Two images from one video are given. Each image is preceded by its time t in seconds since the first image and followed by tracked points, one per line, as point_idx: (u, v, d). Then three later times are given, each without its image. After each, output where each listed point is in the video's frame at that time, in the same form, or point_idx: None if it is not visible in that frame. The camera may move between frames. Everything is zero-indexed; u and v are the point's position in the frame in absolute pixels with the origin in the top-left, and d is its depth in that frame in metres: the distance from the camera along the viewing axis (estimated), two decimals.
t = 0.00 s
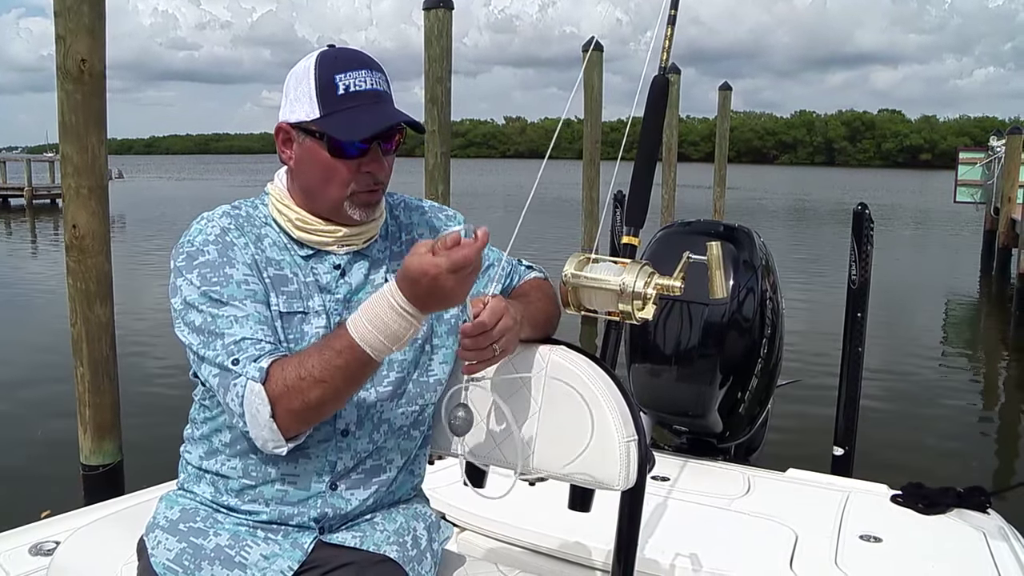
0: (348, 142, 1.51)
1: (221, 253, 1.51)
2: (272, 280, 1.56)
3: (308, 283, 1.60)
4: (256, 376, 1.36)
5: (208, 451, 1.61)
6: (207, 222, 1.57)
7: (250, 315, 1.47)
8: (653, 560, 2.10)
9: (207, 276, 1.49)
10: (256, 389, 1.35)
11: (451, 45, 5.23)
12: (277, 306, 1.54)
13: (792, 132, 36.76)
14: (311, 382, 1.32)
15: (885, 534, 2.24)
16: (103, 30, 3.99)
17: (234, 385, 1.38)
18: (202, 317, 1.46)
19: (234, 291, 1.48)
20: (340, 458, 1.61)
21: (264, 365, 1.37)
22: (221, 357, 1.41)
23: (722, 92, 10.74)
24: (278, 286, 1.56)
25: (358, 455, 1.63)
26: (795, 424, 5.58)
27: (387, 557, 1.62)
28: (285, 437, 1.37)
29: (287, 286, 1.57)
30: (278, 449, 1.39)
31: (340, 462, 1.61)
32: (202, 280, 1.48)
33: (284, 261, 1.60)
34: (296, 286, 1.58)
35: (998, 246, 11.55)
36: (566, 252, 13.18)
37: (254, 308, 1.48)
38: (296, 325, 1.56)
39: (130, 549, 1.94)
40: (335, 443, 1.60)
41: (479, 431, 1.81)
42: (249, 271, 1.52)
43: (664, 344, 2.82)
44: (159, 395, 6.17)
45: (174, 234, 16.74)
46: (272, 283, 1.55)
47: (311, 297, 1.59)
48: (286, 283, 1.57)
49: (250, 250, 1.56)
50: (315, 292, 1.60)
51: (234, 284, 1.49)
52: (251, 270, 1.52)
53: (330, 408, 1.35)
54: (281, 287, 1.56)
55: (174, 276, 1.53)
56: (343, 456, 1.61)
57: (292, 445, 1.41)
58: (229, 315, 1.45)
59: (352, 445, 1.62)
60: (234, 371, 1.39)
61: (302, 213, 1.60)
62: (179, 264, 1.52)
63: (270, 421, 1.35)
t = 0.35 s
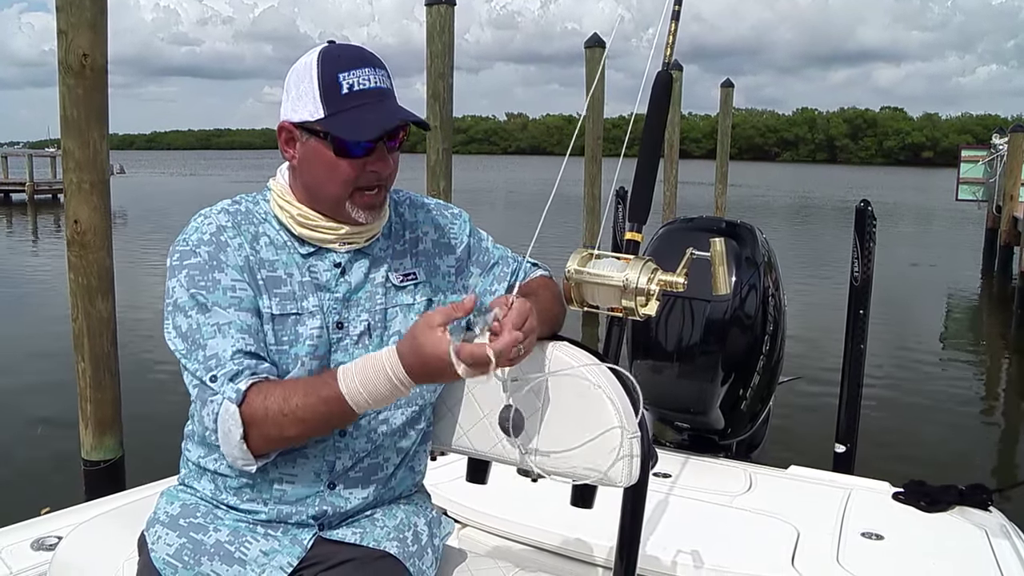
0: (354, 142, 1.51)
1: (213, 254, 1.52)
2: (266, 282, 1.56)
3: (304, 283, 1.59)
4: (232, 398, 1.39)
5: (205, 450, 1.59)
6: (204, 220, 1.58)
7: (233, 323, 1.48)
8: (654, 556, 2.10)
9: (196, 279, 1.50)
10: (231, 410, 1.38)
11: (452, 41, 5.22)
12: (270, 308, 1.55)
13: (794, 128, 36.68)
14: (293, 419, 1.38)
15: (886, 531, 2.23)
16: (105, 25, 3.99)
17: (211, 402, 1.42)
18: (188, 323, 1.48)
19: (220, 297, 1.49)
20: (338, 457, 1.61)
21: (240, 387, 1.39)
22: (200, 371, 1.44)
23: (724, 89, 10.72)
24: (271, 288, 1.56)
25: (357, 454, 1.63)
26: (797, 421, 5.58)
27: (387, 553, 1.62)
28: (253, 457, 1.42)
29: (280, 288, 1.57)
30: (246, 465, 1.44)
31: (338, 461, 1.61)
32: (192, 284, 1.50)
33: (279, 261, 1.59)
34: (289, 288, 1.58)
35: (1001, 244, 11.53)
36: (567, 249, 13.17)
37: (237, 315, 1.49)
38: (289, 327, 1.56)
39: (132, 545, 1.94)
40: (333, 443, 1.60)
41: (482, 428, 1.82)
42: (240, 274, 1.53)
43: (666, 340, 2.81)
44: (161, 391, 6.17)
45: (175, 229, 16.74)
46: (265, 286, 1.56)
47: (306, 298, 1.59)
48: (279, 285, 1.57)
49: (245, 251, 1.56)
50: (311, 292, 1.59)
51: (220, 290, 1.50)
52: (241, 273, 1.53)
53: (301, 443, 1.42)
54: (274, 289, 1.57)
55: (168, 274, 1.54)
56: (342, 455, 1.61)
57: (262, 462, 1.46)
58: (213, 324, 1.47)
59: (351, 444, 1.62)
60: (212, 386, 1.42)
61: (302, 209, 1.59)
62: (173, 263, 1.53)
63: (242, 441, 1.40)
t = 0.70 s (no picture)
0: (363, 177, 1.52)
1: (211, 261, 1.53)
2: (264, 289, 1.57)
3: (303, 289, 1.60)
4: (245, 408, 1.43)
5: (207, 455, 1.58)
6: (201, 226, 1.58)
7: (233, 333, 1.50)
8: (655, 559, 2.10)
9: (194, 287, 1.51)
10: (243, 420, 1.43)
11: (454, 41, 5.21)
12: (268, 316, 1.56)
13: (795, 130, 36.67)
14: (307, 428, 1.44)
15: (887, 534, 2.23)
16: (107, 26, 3.99)
17: (218, 411, 1.45)
18: (188, 331, 1.50)
19: (218, 306, 1.51)
20: (339, 462, 1.60)
21: (254, 399, 1.44)
22: (203, 380, 1.47)
23: (726, 91, 10.71)
24: (269, 295, 1.57)
25: (358, 459, 1.63)
26: (798, 423, 5.58)
27: (390, 555, 1.62)
28: (254, 469, 1.46)
29: (278, 295, 1.58)
30: (245, 476, 1.47)
31: (340, 467, 1.60)
32: (191, 292, 1.51)
33: (277, 267, 1.59)
34: (288, 294, 1.59)
35: (1002, 246, 11.52)
36: (568, 250, 13.17)
37: (235, 325, 1.51)
38: (288, 334, 1.57)
39: (134, 546, 1.94)
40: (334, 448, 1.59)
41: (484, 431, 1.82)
42: (238, 283, 1.54)
43: (667, 342, 2.81)
44: (161, 391, 6.17)
45: (176, 229, 16.73)
46: (263, 293, 1.57)
47: (304, 304, 1.59)
48: (277, 292, 1.58)
49: (243, 257, 1.57)
50: (310, 298, 1.60)
51: (219, 299, 1.51)
52: (239, 282, 1.54)
53: (306, 458, 1.46)
54: (273, 296, 1.58)
55: (167, 280, 1.55)
56: (344, 461, 1.60)
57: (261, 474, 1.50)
58: (213, 332, 1.49)
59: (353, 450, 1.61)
60: (222, 397, 1.45)
61: (301, 218, 1.59)
62: (170, 270, 1.54)
63: (249, 449, 1.44)
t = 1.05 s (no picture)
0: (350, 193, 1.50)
1: (196, 271, 1.53)
2: (251, 298, 1.57)
3: (292, 297, 1.60)
4: (219, 424, 1.43)
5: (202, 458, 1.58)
6: (189, 233, 1.58)
7: (213, 346, 1.50)
8: (654, 559, 2.10)
9: (176, 298, 1.51)
10: (217, 436, 1.42)
11: (452, 41, 5.21)
12: (256, 325, 1.56)
13: (794, 130, 36.67)
14: (277, 443, 1.42)
15: (885, 534, 2.24)
16: (105, 25, 3.99)
17: (194, 427, 1.45)
18: (169, 343, 1.50)
19: (200, 318, 1.50)
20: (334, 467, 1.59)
21: (228, 415, 1.44)
22: (181, 393, 1.47)
23: (724, 91, 10.72)
24: (256, 304, 1.57)
25: (353, 463, 1.62)
26: (795, 424, 5.58)
27: (389, 555, 1.61)
28: (229, 483, 1.45)
29: (265, 304, 1.58)
30: (221, 489, 1.46)
31: (336, 470, 1.60)
32: (175, 302, 1.51)
33: (265, 275, 1.59)
34: (275, 303, 1.59)
35: (999, 247, 11.54)
36: (566, 251, 13.17)
37: (216, 338, 1.51)
38: (275, 343, 1.57)
39: (132, 546, 1.93)
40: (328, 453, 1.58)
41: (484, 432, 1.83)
42: (222, 293, 1.54)
43: (665, 343, 2.82)
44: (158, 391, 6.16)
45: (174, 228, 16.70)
46: (250, 302, 1.57)
47: (292, 313, 1.59)
48: (264, 301, 1.58)
49: (230, 266, 1.56)
50: (299, 306, 1.60)
51: (201, 310, 1.51)
52: (222, 292, 1.54)
53: (279, 472, 1.45)
54: (260, 304, 1.58)
55: (153, 288, 1.55)
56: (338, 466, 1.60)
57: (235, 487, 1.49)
58: (193, 346, 1.49)
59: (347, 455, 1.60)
60: (195, 411, 1.45)
61: (290, 227, 1.58)
62: (157, 278, 1.54)
63: (221, 466, 1.43)
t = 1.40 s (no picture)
0: (331, 207, 1.50)
1: (176, 282, 1.54)
2: (235, 305, 1.58)
3: (279, 302, 1.61)
4: (189, 437, 1.45)
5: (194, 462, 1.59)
6: (171, 240, 1.59)
7: (189, 358, 1.52)
8: (653, 558, 2.10)
9: (156, 309, 1.52)
10: (187, 448, 1.45)
11: (452, 41, 5.21)
12: (242, 332, 1.57)
13: (794, 129, 36.65)
14: (241, 456, 1.44)
15: (884, 534, 2.24)
16: (104, 25, 3.99)
17: (168, 439, 1.48)
18: (149, 354, 1.52)
19: (178, 330, 1.52)
20: (328, 470, 1.59)
21: (198, 428, 1.46)
22: (158, 406, 1.49)
23: (723, 90, 10.72)
24: (241, 311, 1.58)
25: (348, 465, 1.61)
26: (795, 423, 5.58)
27: (389, 554, 1.62)
28: (204, 493, 1.47)
29: (251, 310, 1.59)
30: (199, 499, 1.49)
31: (331, 474, 1.59)
32: (156, 314, 1.53)
33: (250, 282, 1.60)
34: (261, 309, 1.60)
35: (999, 246, 11.53)
36: (566, 250, 13.17)
37: (194, 349, 1.53)
38: (262, 349, 1.58)
39: (131, 546, 1.93)
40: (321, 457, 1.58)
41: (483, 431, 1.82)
42: (204, 304, 1.55)
43: (665, 342, 2.81)
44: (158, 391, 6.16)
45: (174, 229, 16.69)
46: (234, 309, 1.58)
47: (279, 317, 1.60)
48: (250, 308, 1.59)
49: (213, 274, 1.57)
50: (286, 311, 1.61)
51: (179, 322, 1.53)
52: (203, 302, 1.55)
53: (243, 484, 1.46)
54: (245, 311, 1.59)
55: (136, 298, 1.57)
56: (331, 469, 1.59)
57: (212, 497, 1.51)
58: (170, 358, 1.51)
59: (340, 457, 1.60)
60: (170, 424, 1.47)
61: (273, 236, 1.58)
62: (139, 287, 1.56)
63: (193, 478, 1.45)
